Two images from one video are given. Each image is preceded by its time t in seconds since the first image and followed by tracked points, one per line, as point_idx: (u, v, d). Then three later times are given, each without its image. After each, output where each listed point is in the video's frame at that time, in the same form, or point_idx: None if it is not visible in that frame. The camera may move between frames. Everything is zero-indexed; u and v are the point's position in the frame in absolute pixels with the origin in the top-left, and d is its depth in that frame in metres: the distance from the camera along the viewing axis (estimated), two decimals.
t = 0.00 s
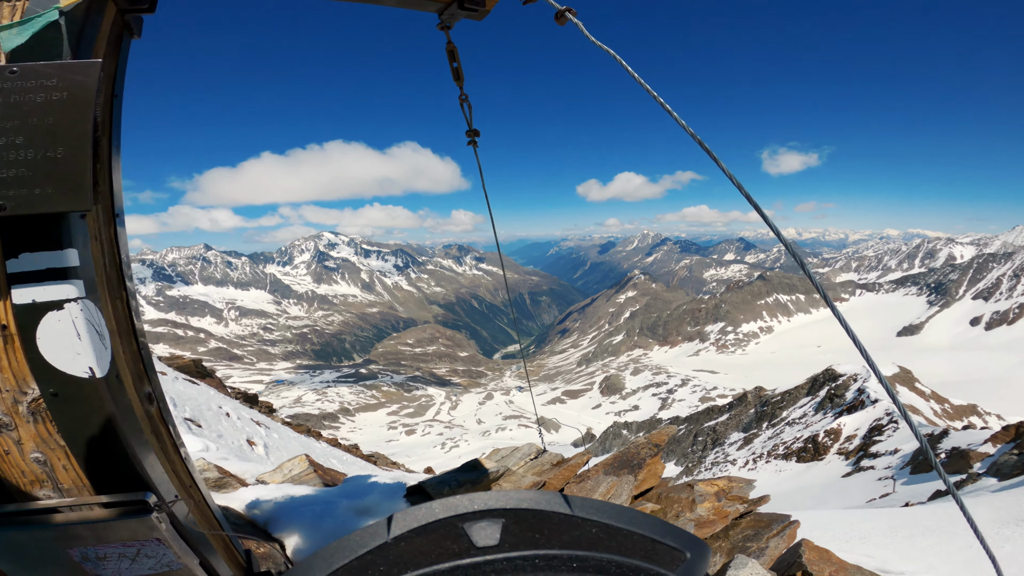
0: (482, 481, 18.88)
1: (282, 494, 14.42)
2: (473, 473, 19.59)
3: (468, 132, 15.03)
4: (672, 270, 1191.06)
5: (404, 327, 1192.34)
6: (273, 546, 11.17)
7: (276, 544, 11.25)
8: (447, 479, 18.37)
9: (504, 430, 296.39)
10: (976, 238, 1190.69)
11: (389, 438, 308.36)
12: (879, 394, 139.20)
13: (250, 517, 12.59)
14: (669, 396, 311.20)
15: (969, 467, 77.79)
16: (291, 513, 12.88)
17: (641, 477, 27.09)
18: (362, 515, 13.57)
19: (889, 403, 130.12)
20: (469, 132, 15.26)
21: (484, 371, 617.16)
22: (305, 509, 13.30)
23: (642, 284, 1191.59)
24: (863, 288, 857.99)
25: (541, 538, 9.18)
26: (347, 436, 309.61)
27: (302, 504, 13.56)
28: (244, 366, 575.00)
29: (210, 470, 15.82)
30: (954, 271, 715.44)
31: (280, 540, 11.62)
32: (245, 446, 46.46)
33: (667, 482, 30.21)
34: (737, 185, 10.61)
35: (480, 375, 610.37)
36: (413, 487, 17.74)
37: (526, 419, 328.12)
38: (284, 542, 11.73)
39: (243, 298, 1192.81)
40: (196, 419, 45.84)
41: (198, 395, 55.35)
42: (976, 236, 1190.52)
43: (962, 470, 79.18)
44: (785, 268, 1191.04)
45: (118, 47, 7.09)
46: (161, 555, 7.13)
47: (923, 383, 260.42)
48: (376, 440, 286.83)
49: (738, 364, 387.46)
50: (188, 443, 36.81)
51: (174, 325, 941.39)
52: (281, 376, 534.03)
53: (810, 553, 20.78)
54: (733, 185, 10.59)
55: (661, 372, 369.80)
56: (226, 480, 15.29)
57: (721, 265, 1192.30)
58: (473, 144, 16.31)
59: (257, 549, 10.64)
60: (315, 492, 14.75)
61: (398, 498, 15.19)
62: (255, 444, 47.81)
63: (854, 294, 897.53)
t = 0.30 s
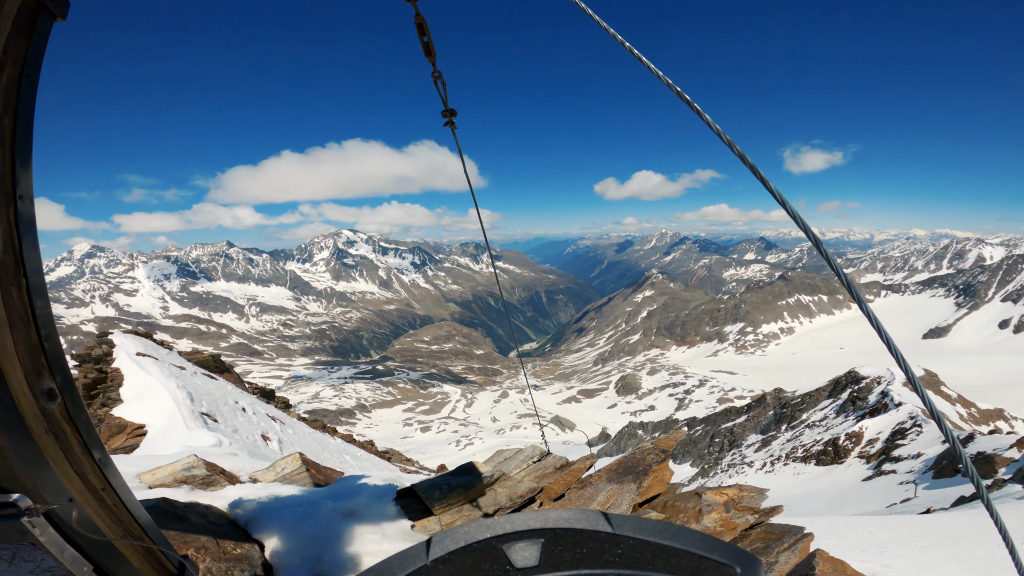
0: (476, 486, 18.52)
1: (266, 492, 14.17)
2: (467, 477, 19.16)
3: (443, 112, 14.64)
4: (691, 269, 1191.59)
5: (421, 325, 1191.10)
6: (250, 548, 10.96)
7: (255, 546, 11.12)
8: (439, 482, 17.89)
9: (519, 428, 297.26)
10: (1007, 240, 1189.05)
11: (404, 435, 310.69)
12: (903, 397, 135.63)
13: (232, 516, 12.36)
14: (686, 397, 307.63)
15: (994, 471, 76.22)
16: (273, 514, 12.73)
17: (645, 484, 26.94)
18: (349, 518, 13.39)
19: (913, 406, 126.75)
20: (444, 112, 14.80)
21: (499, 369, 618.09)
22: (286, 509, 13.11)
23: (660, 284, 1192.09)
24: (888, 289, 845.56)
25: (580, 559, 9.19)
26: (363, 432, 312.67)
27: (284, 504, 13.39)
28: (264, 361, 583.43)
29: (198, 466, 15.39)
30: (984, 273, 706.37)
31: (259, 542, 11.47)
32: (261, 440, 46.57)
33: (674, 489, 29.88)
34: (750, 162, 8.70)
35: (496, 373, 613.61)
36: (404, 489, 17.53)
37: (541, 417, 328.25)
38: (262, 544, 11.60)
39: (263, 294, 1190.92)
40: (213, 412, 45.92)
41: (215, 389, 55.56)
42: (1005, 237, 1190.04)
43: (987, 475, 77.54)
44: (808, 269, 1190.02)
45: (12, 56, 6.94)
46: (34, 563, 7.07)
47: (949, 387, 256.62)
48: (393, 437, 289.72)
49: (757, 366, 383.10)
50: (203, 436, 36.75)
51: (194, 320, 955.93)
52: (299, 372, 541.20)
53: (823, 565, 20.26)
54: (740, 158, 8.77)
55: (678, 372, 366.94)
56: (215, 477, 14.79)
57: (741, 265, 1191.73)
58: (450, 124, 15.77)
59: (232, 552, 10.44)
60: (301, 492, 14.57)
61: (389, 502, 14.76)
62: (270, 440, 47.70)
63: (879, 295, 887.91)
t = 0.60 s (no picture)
0: (474, 490, 18.24)
1: (260, 493, 14.54)
2: (465, 480, 18.94)
3: (428, 100, 14.61)
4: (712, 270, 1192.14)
5: (439, 322, 1192.98)
6: (237, 547, 11.41)
7: (244, 546, 11.55)
8: (436, 485, 17.78)
9: (534, 427, 296.96)
10: None
11: (420, 432, 313.16)
12: (929, 402, 130.50)
13: (225, 515, 12.81)
14: (704, 399, 302.47)
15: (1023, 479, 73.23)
16: (264, 514, 13.10)
17: (654, 492, 26.43)
18: (342, 520, 13.59)
19: (940, 411, 121.86)
20: (429, 99, 14.81)
21: (516, 368, 621.06)
22: (279, 509, 13.45)
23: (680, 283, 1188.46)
24: (917, 292, 825.26)
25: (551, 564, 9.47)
26: (380, 428, 316.28)
27: (277, 504, 13.77)
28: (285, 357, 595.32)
29: (197, 464, 15.79)
30: (1020, 274, 686.80)
31: (248, 543, 11.91)
32: (277, 435, 47.32)
33: (685, 496, 29.13)
34: (766, 144, 8.60)
35: (512, 372, 616.85)
36: (401, 492, 17.54)
37: (557, 416, 328.53)
38: (252, 544, 12.04)
39: (285, 290, 1190.54)
40: (231, 407, 46.69)
41: (235, 384, 56.80)
42: None
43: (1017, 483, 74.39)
44: (833, 270, 1192.80)
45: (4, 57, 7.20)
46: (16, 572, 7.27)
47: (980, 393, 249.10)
48: (409, 434, 293.94)
49: (778, 367, 375.32)
50: (221, 430, 37.69)
51: (218, 316, 979.16)
52: (318, 368, 550.28)
53: None
54: (748, 130, 8.82)
55: (696, 373, 361.48)
56: (208, 475, 15.05)
57: (763, 266, 1193.10)
58: (436, 113, 15.81)
59: (219, 551, 10.94)
60: (295, 493, 14.91)
61: (381, 502, 14.76)
62: (286, 436, 48.26)
63: (908, 296, 868.28)
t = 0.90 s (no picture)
0: (480, 495, 17.91)
1: (264, 490, 15.25)
2: (473, 484, 18.61)
3: (428, 83, 13.81)
4: (735, 271, 1191.28)
5: (459, 320, 1191.96)
6: (237, 546, 11.52)
7: (242, 545, 11.68)
8: (442, 488, 17.53)
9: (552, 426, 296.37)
10: None
11: (438, 429, 316.82)
12: (961, 407, 123.99)
13: (227, 512, 13.43)
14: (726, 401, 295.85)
15: None
16: (264, 514, 13.60)
17: (669, 498, 25.81)
18: (344, 520, 14.03)
19: (971, 417, 115.48)
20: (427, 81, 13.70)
21: (535, 367, 622.54)
22: (279, 508, 13.99)
23: (703, 284, 1184.16)
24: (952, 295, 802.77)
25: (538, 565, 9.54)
26: (399, 425, 320.70)
27: (278, 503, 14.26)
28: (308, 352, 609.79)
29: (204, 460, 16.58)
30: None
31: (248, 543, 12.27)
32: (296, 431, 47.95)
33: (702, 504, 28.37)
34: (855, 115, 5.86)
35: (531, 371, 619.22)
36: (407, 493, 17.42)
37: (575, 415, 327.76)
38: (251, 544, 12.44)
39: (308, 286, 1191.91)
40: (253, 402, 47.54)
41: (257, 379, 57.84)
42: None
43: None
44: (863, 271, 1190.63)
45: None
46: None
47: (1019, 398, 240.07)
48: (427, 431, 298.78)
49: (803, 369, 365.41)
50: (240, 425, 38.34)
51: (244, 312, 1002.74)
52: (340, 363, 560.45)
53: None
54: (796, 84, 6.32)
55: (718, 375, 354.32)
56: (215, 471, 15.92)
57: (789, 267, 1191.25)
58: (438, 101, 15.27)
59: (217, 550, 11.05)
60: (299, 493, 15.49)
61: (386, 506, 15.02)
62: (305, 431, 48.86)
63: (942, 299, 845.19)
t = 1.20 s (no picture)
0: (497, 497, 17.70)
1: (280, 488, 15.69)
2: (489, 486, 18.35)
3: (446, 74, 13.59)
4: (761, 271, 1190.94)
5: (480, 317, 1192.76)
6: (252, 545, 11.77)
7: (255, 544, 11.88)
8: (459, 490, 17.27)
9: (570, 425, 294.40)
10: None
11: (457, 426, 320.08)
12: (996, 414, 116.20)
13: (243, 510, 13.79)
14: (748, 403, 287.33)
15: None
16: (280, 511, 13.95)
17: (691, 504, 24.93)
18: (359, 521, 14.22)
19: (1006, 423, 107.76)
20: (449, 74, 13.43)
21: (555, 367, 622.43)
22: (295, 507, 14.32)
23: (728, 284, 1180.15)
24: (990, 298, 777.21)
25: (544, 561, 9.35)
26: (418, 421, 324.77)
27: (293, 503, 14.58)
28: (331, 349, 623.26)
29: (223, 455, 16.98)
30: None
31: (262, 542, 12.50)
32: (319, 426, 49.07)
33: (725, 510, 27.48)
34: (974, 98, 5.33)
35: (551, 370, 619.82)
36: (422, 493, 17.18)
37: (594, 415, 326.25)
38: (265, 543, 12.66)
39: (333, 283, 1192.71)
40: (276, 397, 48.78)
41: (281, 374, 59.27)
42: None
43: None
44: (895, 273, 1190.85)
45: None
46: None
47: None
48: (446, 428, 303.65)
49: (831, 373, 352.94)
50: (265, 418, 39.49)
51: (270, 307, 1027.99)
52: (362, 360, 570.47)
53: None
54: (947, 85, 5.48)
55: (741, 377, 345.62)
56: (235, 467, 16.39)
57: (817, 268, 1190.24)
58: (457, 91, 15.05)
59: (230, 549, 11.21)
60: (316, 491, 15.83)
61: (403, 508, 15.20)
62: (326, 426, 49.72)
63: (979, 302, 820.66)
